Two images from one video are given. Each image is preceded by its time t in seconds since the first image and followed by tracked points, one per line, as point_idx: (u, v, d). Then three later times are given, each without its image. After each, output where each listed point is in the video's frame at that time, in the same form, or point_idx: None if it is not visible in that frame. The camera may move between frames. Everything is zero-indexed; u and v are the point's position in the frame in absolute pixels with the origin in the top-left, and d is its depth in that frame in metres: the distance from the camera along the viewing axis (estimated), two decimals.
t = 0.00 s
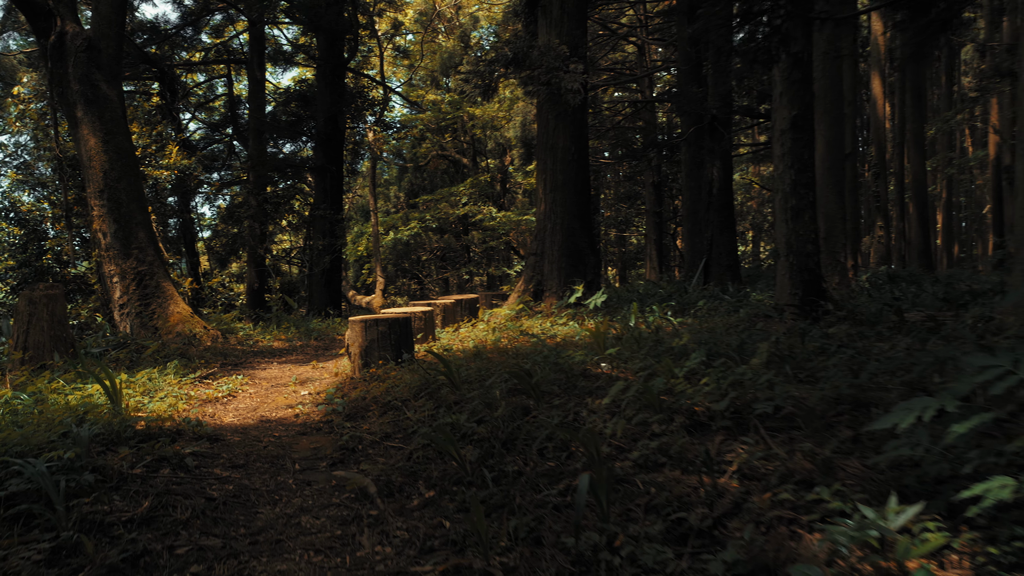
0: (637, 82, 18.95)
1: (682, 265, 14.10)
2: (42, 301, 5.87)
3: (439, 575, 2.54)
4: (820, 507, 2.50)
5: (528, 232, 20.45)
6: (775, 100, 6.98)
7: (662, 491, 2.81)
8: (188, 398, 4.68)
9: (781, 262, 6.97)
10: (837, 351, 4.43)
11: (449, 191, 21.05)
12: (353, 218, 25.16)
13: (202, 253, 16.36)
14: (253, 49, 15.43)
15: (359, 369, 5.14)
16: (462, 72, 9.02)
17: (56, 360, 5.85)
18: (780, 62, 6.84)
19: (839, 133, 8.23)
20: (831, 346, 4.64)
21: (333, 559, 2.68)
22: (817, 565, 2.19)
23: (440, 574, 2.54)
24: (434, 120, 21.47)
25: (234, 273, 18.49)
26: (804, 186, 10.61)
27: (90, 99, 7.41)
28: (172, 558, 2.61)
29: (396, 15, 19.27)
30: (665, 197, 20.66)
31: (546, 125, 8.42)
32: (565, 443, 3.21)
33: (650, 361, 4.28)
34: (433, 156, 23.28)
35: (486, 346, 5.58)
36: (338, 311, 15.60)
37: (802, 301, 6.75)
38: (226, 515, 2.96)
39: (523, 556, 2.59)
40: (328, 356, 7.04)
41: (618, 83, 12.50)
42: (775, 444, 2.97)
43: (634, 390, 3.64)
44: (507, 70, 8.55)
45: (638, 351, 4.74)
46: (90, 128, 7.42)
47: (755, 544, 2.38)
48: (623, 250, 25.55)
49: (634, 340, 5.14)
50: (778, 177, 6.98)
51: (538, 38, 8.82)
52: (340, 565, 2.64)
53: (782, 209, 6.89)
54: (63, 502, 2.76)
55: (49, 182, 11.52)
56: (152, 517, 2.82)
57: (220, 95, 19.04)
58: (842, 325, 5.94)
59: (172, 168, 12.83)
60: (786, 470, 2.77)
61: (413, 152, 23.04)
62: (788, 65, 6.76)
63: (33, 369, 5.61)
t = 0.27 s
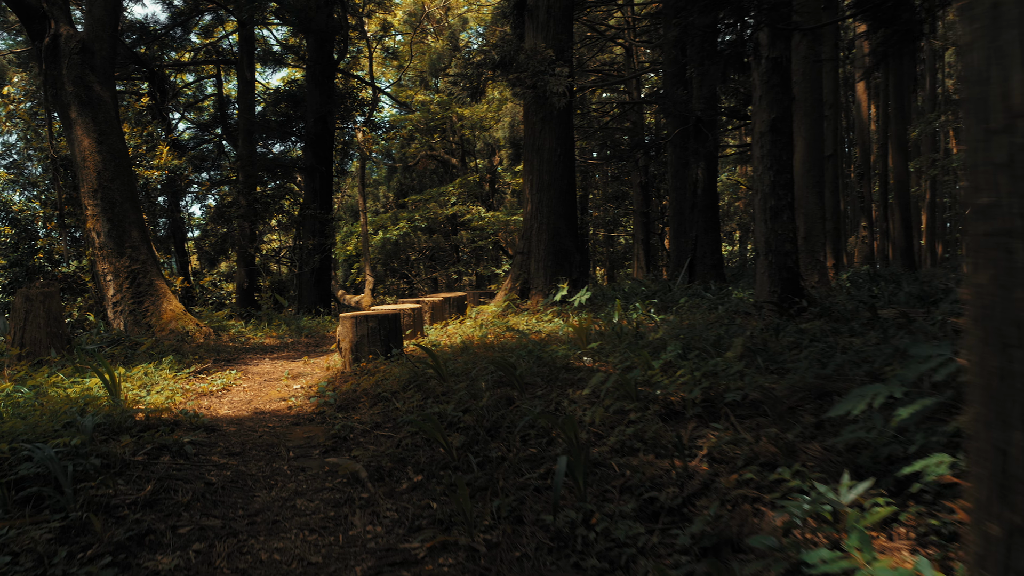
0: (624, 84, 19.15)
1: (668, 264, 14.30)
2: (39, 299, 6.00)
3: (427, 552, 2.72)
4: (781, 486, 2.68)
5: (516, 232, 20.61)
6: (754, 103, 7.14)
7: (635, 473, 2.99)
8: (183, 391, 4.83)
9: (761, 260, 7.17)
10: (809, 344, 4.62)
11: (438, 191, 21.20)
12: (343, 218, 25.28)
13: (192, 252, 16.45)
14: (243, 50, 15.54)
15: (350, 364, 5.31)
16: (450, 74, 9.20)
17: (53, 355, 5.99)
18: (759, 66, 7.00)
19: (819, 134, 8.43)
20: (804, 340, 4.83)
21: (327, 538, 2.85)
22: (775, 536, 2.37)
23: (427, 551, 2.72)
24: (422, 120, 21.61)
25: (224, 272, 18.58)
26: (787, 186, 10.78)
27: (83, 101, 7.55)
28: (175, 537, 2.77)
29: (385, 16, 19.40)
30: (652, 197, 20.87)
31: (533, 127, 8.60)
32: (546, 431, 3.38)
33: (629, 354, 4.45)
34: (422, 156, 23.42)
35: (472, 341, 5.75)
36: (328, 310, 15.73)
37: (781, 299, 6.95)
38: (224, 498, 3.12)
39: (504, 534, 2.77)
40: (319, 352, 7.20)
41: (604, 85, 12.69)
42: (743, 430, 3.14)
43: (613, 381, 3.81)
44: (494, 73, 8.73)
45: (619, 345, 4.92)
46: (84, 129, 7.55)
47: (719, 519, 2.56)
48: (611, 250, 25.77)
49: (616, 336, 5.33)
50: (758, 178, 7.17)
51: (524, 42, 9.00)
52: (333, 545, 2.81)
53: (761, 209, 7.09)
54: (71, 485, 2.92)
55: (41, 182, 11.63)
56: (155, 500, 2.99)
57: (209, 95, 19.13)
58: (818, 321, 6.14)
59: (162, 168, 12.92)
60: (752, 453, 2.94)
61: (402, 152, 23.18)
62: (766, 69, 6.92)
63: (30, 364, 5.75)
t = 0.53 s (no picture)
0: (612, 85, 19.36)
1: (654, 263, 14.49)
2: (37, 296, 6.12)
3: (417, 529, 2.90)
4: (749, 467, 2.85)
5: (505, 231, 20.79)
6: (736, 106, 7.33)
7: (614, 456, 3.17)
8: (181, 385, 4.98)
9: (743, 259, 7.36)
10: (784, 338, 4.80)
11: (428, 191, 21.35)
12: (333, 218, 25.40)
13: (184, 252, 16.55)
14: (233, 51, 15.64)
15: (343, 359, 5.47)
16: (440, 76, 9.37)
17: (51, 351, 6.11)
18: (741, 70, 7.19)
19: (800, 136, 8.63)
20: (780, 334, 5.02)
21: (323, 518, 3.03)
22: (739, 510, 2.55)
23: (418, 529, 2.90)
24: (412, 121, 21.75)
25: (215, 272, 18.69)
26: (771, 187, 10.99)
27: (79, 102, 7.68)
28: (180, 517, 2.93)
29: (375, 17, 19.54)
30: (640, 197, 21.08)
31: (521, 128, 8.78)
32: (531, 419, 3.55)
33: (612, 348, 4.63)
34: (412, 157, 23.57)
35: (461, 336, 5.92)
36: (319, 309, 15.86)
37: (762, 296, 7.14)
38: (226, 481, 3.30)
39: (491, 513, 2.94)
40: (311, 348, 7.36)
41: (592, 87, 12.88)
42: (717, 417, 3.33)
43: (596, 373, 3.99)
44: (483, 75, 8.90)
45: (602, 340, 5.10)
46: (79, 130, 7.68)
47: (691, 498, 2.73)
48: (600, 250, 26.00)
49: (600, 331, 5.50)
50: (740, 178, 7.36)
51: (512, 45, 9.19)
52: (331, 523, 2.99)
53: (743, 209, 7.27)
54: (79, 469, 3.08)
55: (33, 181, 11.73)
56: (160, 483, 3.15)
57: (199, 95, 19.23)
58: (795, 318, 6.32)
59: (154, 168, 13.02)
60: (724, 438, 3.12)
61: (392, 152, 23.32)
62: (747, 73, 7.11)
63: (29, 360, 5.87)
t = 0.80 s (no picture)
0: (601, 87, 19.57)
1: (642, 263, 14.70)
2: (37, 293, 6.26)
3: (411, 510, 3.08)
4: (722, 451, 3.04)
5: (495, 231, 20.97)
6: (720, 109, 7.54)
7: (596, 442, 3.35)
8: (180, 379, 5.14)
9: (726, 258, 7.56)
10: (762, 333, 5.00)
11: (418, 191, 21.51)
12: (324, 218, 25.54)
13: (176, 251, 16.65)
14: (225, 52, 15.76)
15: (337, 354, 5.64)
16: (430, 79, 9.55)
17: (51, 347, 6.25)
18: (724, 74, 7.40)
19: (783, 138, 8.84)
20: (759, 329, 5.22)
21: (321, 500, 3.20)
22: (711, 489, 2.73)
23: (411, 510, 3.08)
24: (403, 121, 21.89)
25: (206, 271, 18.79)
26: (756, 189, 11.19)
27: (76, 103, 7.81)
28: (186, 500, 3.10)
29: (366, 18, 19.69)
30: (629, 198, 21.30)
31: (510, 130, 8.96)
32: (517, 408, 3.73)
33: (597, 342, 4.82)
34: (403, 157, 23.71)
35: (452, 332, 6.11)
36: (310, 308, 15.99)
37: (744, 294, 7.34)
38: (229, 467, 3.47)
39: (480, 495, 3.12)
40: (305, 345, 7.52)
41: (581, 89, 13.07)
42: (693, 406, 3.52)
43: (581, 366, 4.17)
44: (473, 78, 9.08)
45: (588, 335, 5.29)
46: (76, 131, 7.82)
47: (667, 479, 2.92)
48: (590, 250, 26.21)
49: (586, 327, 5.70)
50: (723, 179, 7.57)
51: (501, 49, 9.37)
52: (328, 506, 3.16)
53: (727, 210, 7.48)
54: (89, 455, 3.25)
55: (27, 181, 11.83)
56: (166, 468, 3.32)
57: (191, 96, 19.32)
58: (776, 314, 6.53)
59: (147, 168, 13.14)
60: (700, 425, 3.31)
61: (382, 152, 23.47)
62: (731, 77, 7.32)
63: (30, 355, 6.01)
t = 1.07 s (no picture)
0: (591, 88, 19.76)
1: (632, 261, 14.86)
2: (37, 290, 6.40)
3: (404, 493, 3.27)
4: (697, 437, 3.22)
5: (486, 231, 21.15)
6: (705, 112, 7.73)
7: (580, 430, 3.53)
8: (179, 372, 5.30)
9: (711, 257, 7.76)
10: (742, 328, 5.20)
11: (410, 191, 21.67)
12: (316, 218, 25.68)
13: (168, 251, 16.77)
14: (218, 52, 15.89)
15: (331, 349, 5.80)
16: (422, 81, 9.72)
17: (51, 343, 6.40)
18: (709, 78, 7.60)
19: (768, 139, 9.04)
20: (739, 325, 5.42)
21: (319, 485, 3.38)
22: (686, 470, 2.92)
23: (405, 493, 3.26)
24: (394, 122, 22.03)
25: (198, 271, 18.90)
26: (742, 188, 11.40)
27: (74, 104, 7.94)
28: (190, 484, 3.27)
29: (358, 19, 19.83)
30: (619, 198, 21.50)
31: (500, 132, 9.14)
32: (505, 398, 3.91)
33: (583, 337, 5.01)
34: (395, 157, 23.85)
35: (443, 328, 6.28)
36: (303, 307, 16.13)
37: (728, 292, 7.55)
38: (231, 455, 3.64)
39: (469, 479, 3.30)
40: (299, 341, 7.68)
41: (571, 90, 13.26)
42: (672, 396, 3.71)
43: (566, 359, 4.36)
44: (464, 81, 9.25)
45: (574, 331, 5.48)
46: (74, 132, 7.95)
47: (646, 463, 3.11)
48: (581, 249, 26.54)
49: (573, 322, 5.89)
50: (709, 180, 7.77)
51: (492, 52, 9.55)
52: (326, 490, 3.34)
53: (712, 211, 7.69)
54: (98, 443, 3.41)
55: (21, 180, 11.92)
56: (171, 455, 3.49)
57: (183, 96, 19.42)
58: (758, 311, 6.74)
59: (140, 168, 13.26)
60: (677, 413, 3.50)
61: (374, 153, 23.64)
62: (716, 81, 7.51)
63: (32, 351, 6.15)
